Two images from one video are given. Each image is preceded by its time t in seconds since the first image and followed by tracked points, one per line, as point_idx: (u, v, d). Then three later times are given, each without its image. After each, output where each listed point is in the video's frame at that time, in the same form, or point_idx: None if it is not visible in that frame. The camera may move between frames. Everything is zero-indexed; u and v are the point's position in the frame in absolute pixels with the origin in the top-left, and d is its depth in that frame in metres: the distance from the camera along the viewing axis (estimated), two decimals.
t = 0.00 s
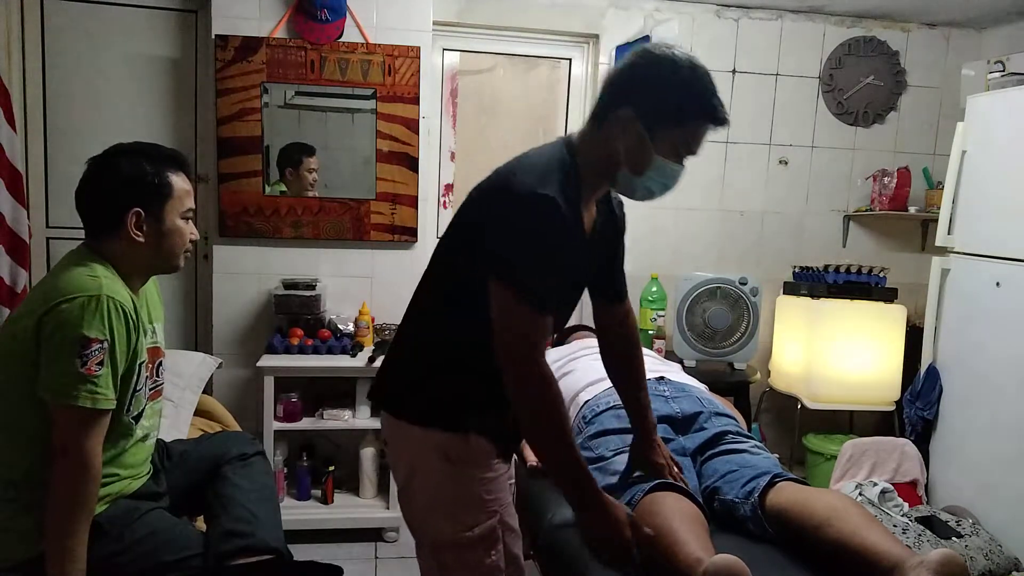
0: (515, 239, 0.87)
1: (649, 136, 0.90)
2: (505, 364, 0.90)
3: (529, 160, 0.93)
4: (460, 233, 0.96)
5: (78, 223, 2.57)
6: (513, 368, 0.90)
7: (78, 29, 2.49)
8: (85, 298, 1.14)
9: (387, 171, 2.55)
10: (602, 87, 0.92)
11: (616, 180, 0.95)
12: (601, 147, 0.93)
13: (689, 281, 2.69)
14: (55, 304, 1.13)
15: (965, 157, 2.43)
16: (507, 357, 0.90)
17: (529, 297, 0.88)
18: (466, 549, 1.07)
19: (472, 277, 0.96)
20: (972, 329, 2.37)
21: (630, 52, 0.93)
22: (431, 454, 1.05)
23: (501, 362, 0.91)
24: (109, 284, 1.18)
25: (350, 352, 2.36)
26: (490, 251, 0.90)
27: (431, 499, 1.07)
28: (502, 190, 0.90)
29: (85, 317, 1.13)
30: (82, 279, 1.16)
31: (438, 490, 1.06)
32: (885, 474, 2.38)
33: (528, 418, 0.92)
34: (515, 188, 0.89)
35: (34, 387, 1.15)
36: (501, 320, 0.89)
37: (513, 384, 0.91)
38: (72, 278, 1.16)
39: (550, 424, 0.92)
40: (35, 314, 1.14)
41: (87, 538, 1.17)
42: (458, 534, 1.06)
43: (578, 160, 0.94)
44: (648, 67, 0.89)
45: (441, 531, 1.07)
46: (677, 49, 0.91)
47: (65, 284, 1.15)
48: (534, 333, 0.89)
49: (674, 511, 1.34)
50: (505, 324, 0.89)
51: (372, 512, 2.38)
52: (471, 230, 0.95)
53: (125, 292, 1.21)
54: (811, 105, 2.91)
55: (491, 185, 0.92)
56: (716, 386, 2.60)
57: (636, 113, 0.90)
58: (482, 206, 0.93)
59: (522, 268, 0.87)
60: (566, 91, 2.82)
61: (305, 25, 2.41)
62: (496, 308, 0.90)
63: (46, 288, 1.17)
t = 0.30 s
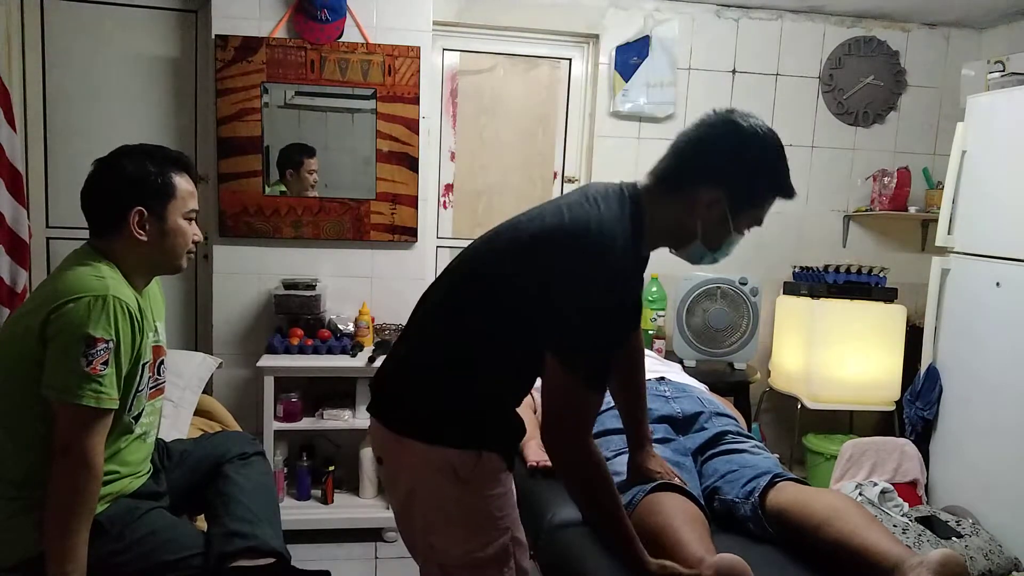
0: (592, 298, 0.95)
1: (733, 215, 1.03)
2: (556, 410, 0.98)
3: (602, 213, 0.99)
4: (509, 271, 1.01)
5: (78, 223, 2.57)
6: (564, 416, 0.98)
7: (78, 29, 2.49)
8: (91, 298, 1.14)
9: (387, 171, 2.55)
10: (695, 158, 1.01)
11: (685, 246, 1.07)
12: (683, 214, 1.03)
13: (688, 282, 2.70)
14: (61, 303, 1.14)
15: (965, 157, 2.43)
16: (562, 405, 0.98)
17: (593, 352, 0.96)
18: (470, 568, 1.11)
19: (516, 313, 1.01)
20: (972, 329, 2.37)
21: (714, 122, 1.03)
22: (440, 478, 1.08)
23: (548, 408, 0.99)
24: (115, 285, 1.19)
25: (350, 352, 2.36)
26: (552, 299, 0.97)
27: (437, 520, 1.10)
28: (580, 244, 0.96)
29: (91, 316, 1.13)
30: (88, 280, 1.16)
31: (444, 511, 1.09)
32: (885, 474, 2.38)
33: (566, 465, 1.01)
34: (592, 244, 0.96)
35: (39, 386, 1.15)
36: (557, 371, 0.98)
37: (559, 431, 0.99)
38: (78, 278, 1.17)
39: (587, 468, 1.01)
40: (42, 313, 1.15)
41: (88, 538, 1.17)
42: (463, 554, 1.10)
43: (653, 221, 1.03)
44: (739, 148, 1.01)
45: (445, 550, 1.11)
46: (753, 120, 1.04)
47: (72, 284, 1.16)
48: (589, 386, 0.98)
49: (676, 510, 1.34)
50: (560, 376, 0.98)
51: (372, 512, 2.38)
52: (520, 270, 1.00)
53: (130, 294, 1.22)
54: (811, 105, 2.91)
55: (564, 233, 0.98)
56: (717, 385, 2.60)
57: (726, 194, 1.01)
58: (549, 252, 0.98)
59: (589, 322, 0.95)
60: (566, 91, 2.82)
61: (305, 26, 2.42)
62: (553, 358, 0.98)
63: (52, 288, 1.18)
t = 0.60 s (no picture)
0: (619, 316, 1.00)
1: (749, 237, 1.11)
2: (570, 415, 1.04)
3: (629, 231, 1.04)
4: (533, 282, 1.02)
5: (78, 223, 2.57)
6: (578, 420, 1.05)
7: (78, 29, 2.49)
8: (92, 297, 1.14)
9: (387, 171, 2.55)
10: (718, 184, 1.06)
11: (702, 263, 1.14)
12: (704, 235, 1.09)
13: (688, 282, 2.70)
14: (62, 303, 1.14)
15: (965, 156, 2.43)
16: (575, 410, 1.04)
17: (613, 365, 1.02)
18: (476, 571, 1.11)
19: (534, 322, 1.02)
20: (972, 329, 2.36)
21: (733, 148, 1.09)
22: (452, 478, 1.09)
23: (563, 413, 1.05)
24: (116, 285, 1.19)
25: (350, 352, 2.36)
26: (578, 313, 1.01)
27: (448, 520, 1.11)
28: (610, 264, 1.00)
29: (92, 315, 1.13)
30: (88, 280, 1.17)
31: (454, 512, 1.10)
32: (885, 474, 2.38)
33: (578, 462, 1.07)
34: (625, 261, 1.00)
35: (39, 385, 1.15)
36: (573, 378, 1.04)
37: (571, 431, 1.05)
38: (78, 277, 1.17)
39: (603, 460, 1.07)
40: (43, 313, 1.15)
41: (88, 538, 1.17)
42: (470, 557, 1.11)
43: (674, 241, 1.09)
44: (758, 175, 1.07)
45: (454, 552, 1.12)
46: (767, 147, 1.11)
47: (72, 283, 1.16)
48: (601, 391, 1.04)
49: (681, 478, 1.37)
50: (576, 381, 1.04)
51: (372, 513, 2.38)
52: (541, 280, 1.02)
53: (131, 294, 1.22)
54: (811, 105, 2.91)
55: (594, 250, 1.01)
56: (717, 386, 2.60)
57: (746, 218, 1.08)
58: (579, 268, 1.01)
59: (613, 338, 1.01)
60: (566, 91, 2.82)
61: (305, 26, 2.42)
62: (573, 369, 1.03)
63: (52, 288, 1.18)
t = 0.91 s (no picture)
0: (625, 283, 1.02)
1: (732, 200, 1.16)
2: (608, 360, 1.01)
3: (624, 204, 1.08)
4: (533, 267, 1.07)
5: (78, 223, 2.57)
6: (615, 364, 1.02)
7: (79, 29, 2.49)
8: (95, 297, 1.14)
9: (387, 171, 2.55)
10: (697, 155, 1.12)
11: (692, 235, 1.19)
12: (692, 205, 1.15)
13: (688, 282, 2.70)
14: (65, 302, 1.14)
15: (965, 156, 2.43)
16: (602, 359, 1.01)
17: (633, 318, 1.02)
18: (489, 560, 1.16)
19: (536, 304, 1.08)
20: (972, 329, 2.36)
21: (704, 122, 1.14)
22: (469, 468, 1.14)
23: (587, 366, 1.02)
24: (118, 285, 1.19)
25: (350, 352, 2.36)
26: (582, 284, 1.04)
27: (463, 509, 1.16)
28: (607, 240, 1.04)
29: (94, 315, 1.14)
30: (90, 280, 1.17)
31: (471, 503, 1.15)
32: (885, 474, 2.38)
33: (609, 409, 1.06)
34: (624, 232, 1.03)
35: (40, 386, 1.15)
36: (597, 329, 1.01)
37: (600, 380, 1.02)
38: (80, 277, 1.17)
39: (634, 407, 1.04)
40: (45, 313, 1.15)
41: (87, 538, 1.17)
42: (485, 546, 1.15)
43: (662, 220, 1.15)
44: (732, 142, 1.13)
45: (469, 541, 1.16)
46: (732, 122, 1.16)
47: (74, 283, 1.16)
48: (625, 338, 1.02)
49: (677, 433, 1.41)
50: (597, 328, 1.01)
51: (372, 513, 2.38)
52: (540, 266, 1.07)
53: (133, 294, 1.22)
54: (811, 105, 2.91)
55: (589, 229, 1.05)
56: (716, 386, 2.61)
57: (729, 184, 1.14)
58: (578, 248, 1.05)
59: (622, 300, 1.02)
60: (566, 91, 2.82)
61: (305, 26, 2.42)
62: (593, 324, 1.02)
63: (54, 288, 1.18)
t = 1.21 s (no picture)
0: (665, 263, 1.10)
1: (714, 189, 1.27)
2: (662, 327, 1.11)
3: (638, 197, 1.17)
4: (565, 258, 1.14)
5: (78, 223, 2.57)
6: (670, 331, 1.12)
7: (78, 29, 2.49)
8: (99, 298, 1.14)
9: (387, 171, 2.55)
10: (679, 150, 1.22)
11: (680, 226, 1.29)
12: (678, 197, 1.25)
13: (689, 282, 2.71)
14: (68, 303, 1.14)
15: (965, 157, 2.43)
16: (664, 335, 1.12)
17: (682, 289, 1.11)
18: (505, 543, 1.19)
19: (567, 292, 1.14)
20: (972, 329, 2.37)
21: (677, 127, 1.26)
22: (493, 450, 1.18)
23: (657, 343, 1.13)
24: (122, 286, 1.19)
25: (350, 352, 2.36)
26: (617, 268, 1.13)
27: (486, 492, 1.19)
28: (636, 228, 1.12)
29: (97, 316, 1.13)
30: (94, 280, 1.17)
31: (493, 484, 1.18)
32: (885, 474, 2.38)
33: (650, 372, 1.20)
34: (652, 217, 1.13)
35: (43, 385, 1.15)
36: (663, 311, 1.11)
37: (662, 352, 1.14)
38: (84, 278, 1.17)
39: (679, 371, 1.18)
40: (49, 313, 1.15)
41: (88, 537, 1.17)
42: (503, 529, 1.19)
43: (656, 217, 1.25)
44: (710, 137, 1.25)
45: (487, 524, 1.19)
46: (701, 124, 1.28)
47: (78, 284, 1.16)
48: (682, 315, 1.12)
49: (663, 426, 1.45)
50: (662, 314, 1.11)
51: (372, 513, 2.38)
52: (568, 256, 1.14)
53: (137, 294, 1.23)
54: (811, 105, 2.91)
55: (616, 221, 1.13)
56: (716, 385, 2.61)
57: (709, 175, 1.24)
58: (608, 236, 1.13)
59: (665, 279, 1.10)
60: (566, 90, 2.82)
61: (305, 25, 2.41)
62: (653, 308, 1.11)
63: (57, 288, 1.18)
